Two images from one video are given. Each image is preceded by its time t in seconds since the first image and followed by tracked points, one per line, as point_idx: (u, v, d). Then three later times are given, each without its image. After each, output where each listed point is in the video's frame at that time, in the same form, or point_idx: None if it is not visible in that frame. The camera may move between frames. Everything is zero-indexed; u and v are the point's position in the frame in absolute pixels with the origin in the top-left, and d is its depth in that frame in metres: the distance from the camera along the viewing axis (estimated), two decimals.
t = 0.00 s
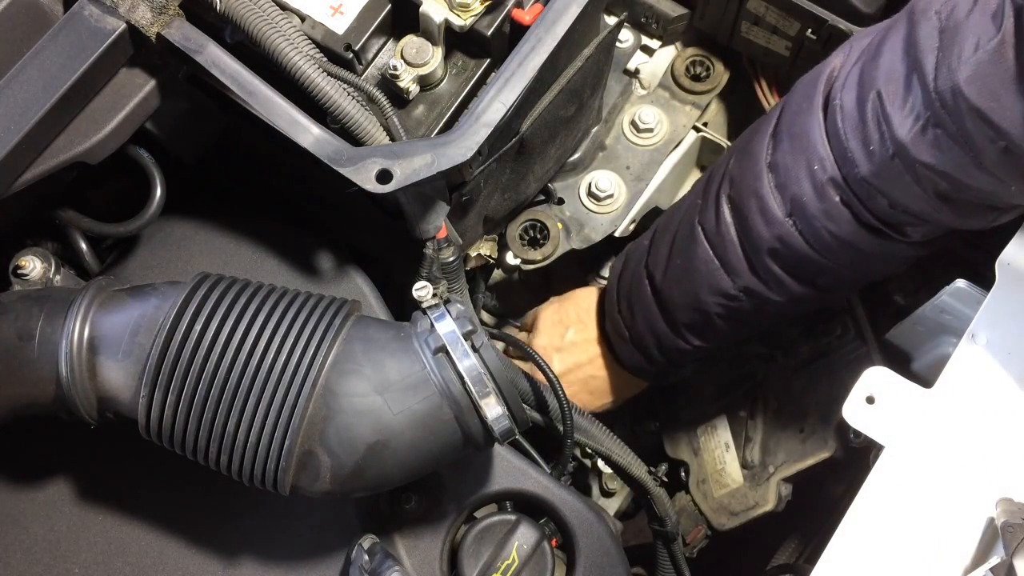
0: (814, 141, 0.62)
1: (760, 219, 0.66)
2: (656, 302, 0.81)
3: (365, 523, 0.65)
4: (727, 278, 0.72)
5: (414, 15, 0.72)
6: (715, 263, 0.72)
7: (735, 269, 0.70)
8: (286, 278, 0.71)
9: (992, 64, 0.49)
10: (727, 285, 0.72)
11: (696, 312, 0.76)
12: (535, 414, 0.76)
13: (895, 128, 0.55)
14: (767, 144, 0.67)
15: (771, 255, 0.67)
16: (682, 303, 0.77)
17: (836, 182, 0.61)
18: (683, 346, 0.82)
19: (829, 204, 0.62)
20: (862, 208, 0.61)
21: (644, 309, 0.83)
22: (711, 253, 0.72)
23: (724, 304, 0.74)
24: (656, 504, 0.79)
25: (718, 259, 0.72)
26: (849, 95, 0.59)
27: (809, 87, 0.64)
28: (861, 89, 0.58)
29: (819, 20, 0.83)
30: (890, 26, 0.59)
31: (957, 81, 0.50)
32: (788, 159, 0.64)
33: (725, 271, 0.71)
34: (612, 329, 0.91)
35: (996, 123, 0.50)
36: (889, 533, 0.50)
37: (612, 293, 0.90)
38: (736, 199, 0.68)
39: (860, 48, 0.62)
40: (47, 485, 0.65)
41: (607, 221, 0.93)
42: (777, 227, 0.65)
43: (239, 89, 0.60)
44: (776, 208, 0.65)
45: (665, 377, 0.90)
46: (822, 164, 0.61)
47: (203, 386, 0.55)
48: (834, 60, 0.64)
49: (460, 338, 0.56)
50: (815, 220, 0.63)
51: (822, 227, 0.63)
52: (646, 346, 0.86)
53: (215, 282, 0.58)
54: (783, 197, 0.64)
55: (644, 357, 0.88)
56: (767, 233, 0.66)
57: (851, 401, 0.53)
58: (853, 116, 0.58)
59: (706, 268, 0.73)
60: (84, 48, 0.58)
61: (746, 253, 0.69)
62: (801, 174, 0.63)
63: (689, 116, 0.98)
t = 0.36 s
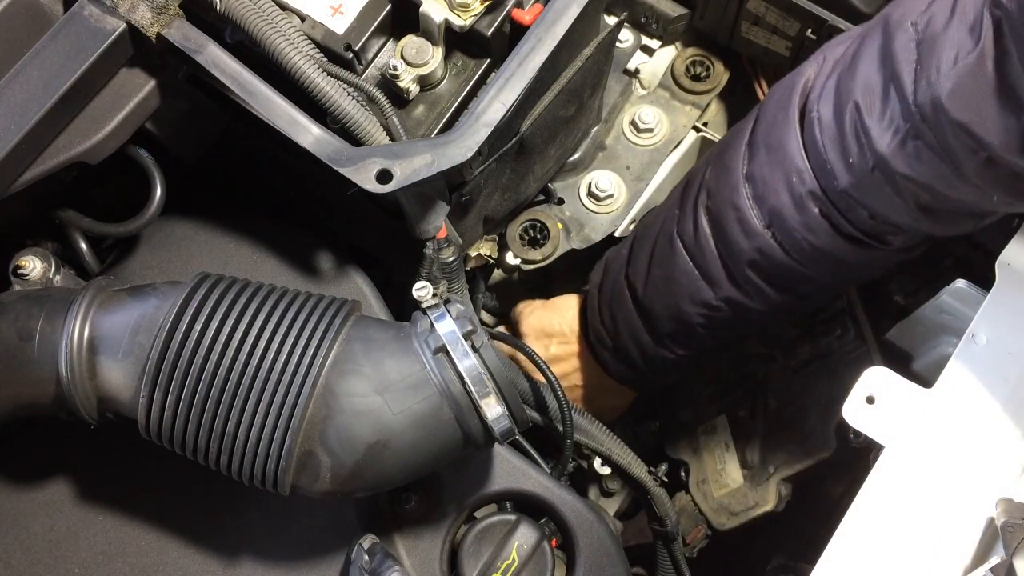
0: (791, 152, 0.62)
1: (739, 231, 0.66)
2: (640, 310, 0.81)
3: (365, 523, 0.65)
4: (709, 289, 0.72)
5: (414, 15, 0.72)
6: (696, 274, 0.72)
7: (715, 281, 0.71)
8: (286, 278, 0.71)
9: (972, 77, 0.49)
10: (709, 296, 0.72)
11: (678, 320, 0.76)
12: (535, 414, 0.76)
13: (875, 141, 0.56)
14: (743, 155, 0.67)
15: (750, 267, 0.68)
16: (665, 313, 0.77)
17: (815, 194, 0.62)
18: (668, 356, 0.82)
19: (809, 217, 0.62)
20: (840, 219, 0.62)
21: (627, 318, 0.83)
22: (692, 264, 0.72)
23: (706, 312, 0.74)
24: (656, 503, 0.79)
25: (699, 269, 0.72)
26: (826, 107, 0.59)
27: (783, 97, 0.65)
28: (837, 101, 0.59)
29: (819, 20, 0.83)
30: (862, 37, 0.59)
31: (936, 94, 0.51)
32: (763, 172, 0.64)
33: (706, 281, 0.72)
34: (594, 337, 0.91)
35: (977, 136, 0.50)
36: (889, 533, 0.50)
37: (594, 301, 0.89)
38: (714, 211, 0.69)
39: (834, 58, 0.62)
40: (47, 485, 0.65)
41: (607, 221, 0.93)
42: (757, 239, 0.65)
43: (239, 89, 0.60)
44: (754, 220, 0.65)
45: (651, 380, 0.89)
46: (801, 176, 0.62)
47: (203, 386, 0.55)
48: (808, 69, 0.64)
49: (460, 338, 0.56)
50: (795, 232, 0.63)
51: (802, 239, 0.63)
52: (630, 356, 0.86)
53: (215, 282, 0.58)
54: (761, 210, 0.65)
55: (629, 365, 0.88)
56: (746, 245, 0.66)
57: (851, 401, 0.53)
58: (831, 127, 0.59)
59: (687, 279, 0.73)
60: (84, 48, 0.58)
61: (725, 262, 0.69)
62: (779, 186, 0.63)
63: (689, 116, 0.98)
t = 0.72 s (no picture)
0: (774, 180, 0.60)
1: (723, 255, 0.65)
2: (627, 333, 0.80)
3: (365, 523, 0.65)
4: (694, 312, 0.71)
5: (414, 15, 0.72)
6: (682, 298, 0.71)
7: (702, 304, 0.70)
8: (286, 278, 0.71)
9: (957, 106, 0.47)
10: (694, 318, 0.71)
11: (664, 342, 0.76)
12: (535, 414, 0.76)
13: (860, 172, 0.54)
14: (728, 180, 0.65)
15: (736, 292, 0.66)
16: (652, 334, 0.76)
17: (801, 223, 0.60)
18: (654, 374, 0.82)
19: (794, 245, 0.61)
20: (827, 247, 0.60)
21: (615, 342, 0.83)
22: (677, 286, 0.71)
23: (691, 335, 0.73)
24: (657, 503, 0.78)
25: (684, 294, 0.71)
26: (812, 134, 0.57)
27: (768, 121, 0.63)
28: (822, 128, 0.56)
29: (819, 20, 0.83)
30: (849, 62, 0.57)
31: (923, 125, 0.49)
32: (746, 199, 0.63)
33: (692, 305, 0.71)
34: (582, 354, 0.91)
35: (969, 168, 0.48)
36: (890, 533, 0.50)
37: (580, 322, 0.89)
38: (699, 236, 0.67)
39: (819, 83, 0.60)
40: (47, 484, 0.65)
41: (607, 221, 0.94)
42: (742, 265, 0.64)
43: (239, 89, 0.60)
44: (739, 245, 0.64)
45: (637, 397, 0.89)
46: (785, 204, 0.60)
47: (202, 386, 0.55)
48: (793, 94, 0.62)
49: (460, 338, 0.56)
50: (781, 260, 0.62)
51: (787, 266, 0.62)
52: (617, 374, 0.86)
53: (215, 282, 0.58)
54: (745, 235, 0.63)
55: (616, 382, 0.88)
56: (731, 271, 0.65)
57: (851, 401, 0.53)
58: (816, 156, 0.57)
59: (672, 301, 0.72)
60: (84, 49, 0.58)
61: (709, 286, 0.68)
62: (764, 213, 0.61)
63: (689, 116, 0.99)
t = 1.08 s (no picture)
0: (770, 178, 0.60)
1: (720, 254, 0.65)
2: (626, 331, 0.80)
3: (364, 523, 0.65)
4: (693, 312, 0.71)
5: (414, 15, 0.72)
6: (679, 297, 0.71)
7: (699, 303, 0.70)
8: (286, 279, 0.71)
9: (952, 106, 0.47)
10: (694, 318, 0.71)
11: (662, 340, 0.76)
12: (536, 415, 0.75)
13: (856, 170, 0.54)
14: (723, 178, 0.65)
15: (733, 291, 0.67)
16: (650, 334, 0.76)
17: (797, 221, 0.60)
18: (652, 375, 0.82)
19: (791, 243, 0.61)
20: (824, 245, 0.60)
21: (612, 337, 0.83)
22: (675, 286, 0.71)
23: (691, 335, 0.73)
24: (657, 503, 0.78)
25: (682, 293, 0.71)
26: (808, 133, 0.57)
27: (763, 119, 0.63)
28: (818, 126, 0.56)
29: (820, 20, 0.83)
30: (841, 59, 0.57)
31: (919, 125, 0.49)
32: (742, 198, 0.63)
33: (690, 304, 0.71)
34: (580, 354, 0.91)
35: (962, 167, 0.48)
36: (890, 533, 0.50)
37: (579, 319, 0.89)
38: (694, 235, 0.67)
39: (812, 80, 0.60)
40: (47, 485, 0.65)
41: (607, 221, 0.94)
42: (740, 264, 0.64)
43: (239, 89, 0.60)
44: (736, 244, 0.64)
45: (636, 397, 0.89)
46: (782, 203, 0.60)
47: (203, 385, 0.55)
48: (786, 92, 0.62)
49: (460, 338, 0.56)
50: (778, 258, 0.62)
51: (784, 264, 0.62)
52: (615, 374, 0.86)
53: (215, 282, 0.58)
54: (742, 234, 0.63)
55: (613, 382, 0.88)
56: (728, 270, 0.65)
57: (852, 401, 0.54)
58: (812, 154, 0.57)
59: (671, 301, 0.72)
60: (84, 48, 0.58)
61: (706, 284, 0.68)
62: (761, 211, 0.61)
63: (689, 116, 0.99)
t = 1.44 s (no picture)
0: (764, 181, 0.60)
1: (716, 258, 0.65)
2: (625, 332, 0.80)
3: (365, 523, 0.65)
4: (689, 314, 0.71)
5: (414, 15, 0.72)
6: (675, 299, 0.71)
7: (695, 305, 0.70)
8: (286, 279, 0.71)
9: (941, 111, 0.47)
10: (689, 320, 0.72)
11: (658, 342, 0.76)
12: (537, 414, 0.75)
13: (849, 174, 0.54)
14: (716, 182, 0.65)
15: (729, 294, 0.67)
16: (648, 334, 0.76)
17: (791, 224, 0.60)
18: (653, 373, 0.82)
19: (786, 247, 0.61)
20: (818, 248, 0.60)
21: (611, 337, 0.83)
22: (671, 288, 0.71)
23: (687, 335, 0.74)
24: (657, 503, 0.78)
25: (678, 297, 0.71)
26: (799, 137, 0.57)
27: (754, 122, 0.63)
28: (809, 131, 0.56)
29: (820, 20, 0.83)
30: (829, 62, 0.57)
31: (909, 130, 0.49)
32: (737, 203, 0.62)
33: (686, 307, 0.71)
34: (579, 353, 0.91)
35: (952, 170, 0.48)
36: (890, 533, 0.50)
37: (578, 319, 0.89)
38: (690, 241, 0.67)
39: (802, 83, 0.60)
40: (47, 485, 0.65)
41: (607, 221, 0.93)
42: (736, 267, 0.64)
43: (239, 89, 0.60)
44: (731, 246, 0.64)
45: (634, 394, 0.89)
46: (776, 207, 0.60)
47: (202, 386, 0.55)
48: (776, 95, 0.62)
49: (460, 338, 0.56)
50: (773, 261, 0.62)
51: (779, 267, 0.62)
52: (614, 372, 0.86)
53: (214, 282, 0.58)
54: (737, 238, 0.63)
55: (614, 382, 0.88)
56: (724, 273, 0.65)
57: (852, 401, 0.54)
58: (805, 159, 0.57)
59: (668, 302, 0.72)
60: (84, 48, 0.58)
61: (701, 286, 0.68)
62: (754, 215, 0.61)
63: (689, 116, 0.99)
